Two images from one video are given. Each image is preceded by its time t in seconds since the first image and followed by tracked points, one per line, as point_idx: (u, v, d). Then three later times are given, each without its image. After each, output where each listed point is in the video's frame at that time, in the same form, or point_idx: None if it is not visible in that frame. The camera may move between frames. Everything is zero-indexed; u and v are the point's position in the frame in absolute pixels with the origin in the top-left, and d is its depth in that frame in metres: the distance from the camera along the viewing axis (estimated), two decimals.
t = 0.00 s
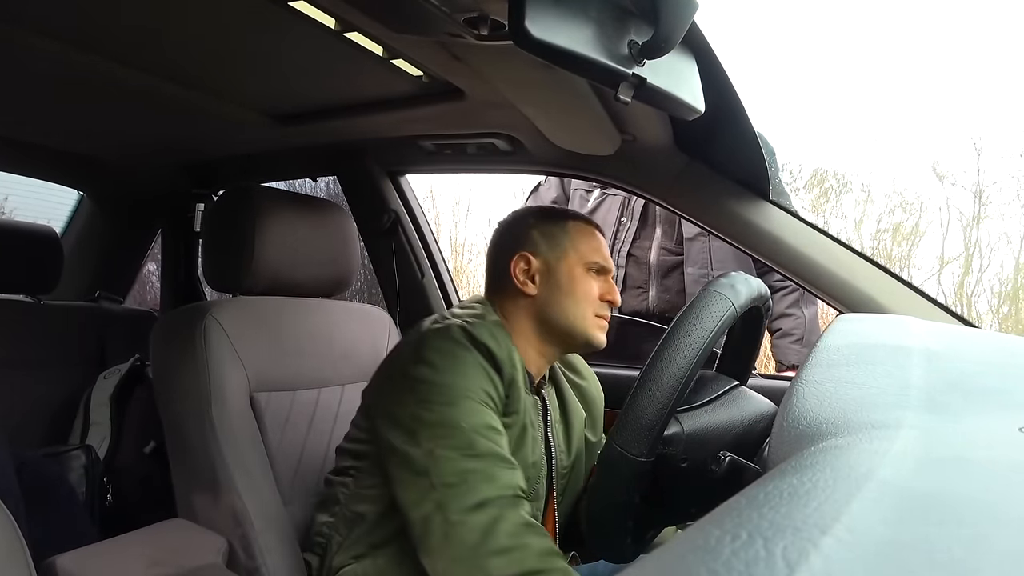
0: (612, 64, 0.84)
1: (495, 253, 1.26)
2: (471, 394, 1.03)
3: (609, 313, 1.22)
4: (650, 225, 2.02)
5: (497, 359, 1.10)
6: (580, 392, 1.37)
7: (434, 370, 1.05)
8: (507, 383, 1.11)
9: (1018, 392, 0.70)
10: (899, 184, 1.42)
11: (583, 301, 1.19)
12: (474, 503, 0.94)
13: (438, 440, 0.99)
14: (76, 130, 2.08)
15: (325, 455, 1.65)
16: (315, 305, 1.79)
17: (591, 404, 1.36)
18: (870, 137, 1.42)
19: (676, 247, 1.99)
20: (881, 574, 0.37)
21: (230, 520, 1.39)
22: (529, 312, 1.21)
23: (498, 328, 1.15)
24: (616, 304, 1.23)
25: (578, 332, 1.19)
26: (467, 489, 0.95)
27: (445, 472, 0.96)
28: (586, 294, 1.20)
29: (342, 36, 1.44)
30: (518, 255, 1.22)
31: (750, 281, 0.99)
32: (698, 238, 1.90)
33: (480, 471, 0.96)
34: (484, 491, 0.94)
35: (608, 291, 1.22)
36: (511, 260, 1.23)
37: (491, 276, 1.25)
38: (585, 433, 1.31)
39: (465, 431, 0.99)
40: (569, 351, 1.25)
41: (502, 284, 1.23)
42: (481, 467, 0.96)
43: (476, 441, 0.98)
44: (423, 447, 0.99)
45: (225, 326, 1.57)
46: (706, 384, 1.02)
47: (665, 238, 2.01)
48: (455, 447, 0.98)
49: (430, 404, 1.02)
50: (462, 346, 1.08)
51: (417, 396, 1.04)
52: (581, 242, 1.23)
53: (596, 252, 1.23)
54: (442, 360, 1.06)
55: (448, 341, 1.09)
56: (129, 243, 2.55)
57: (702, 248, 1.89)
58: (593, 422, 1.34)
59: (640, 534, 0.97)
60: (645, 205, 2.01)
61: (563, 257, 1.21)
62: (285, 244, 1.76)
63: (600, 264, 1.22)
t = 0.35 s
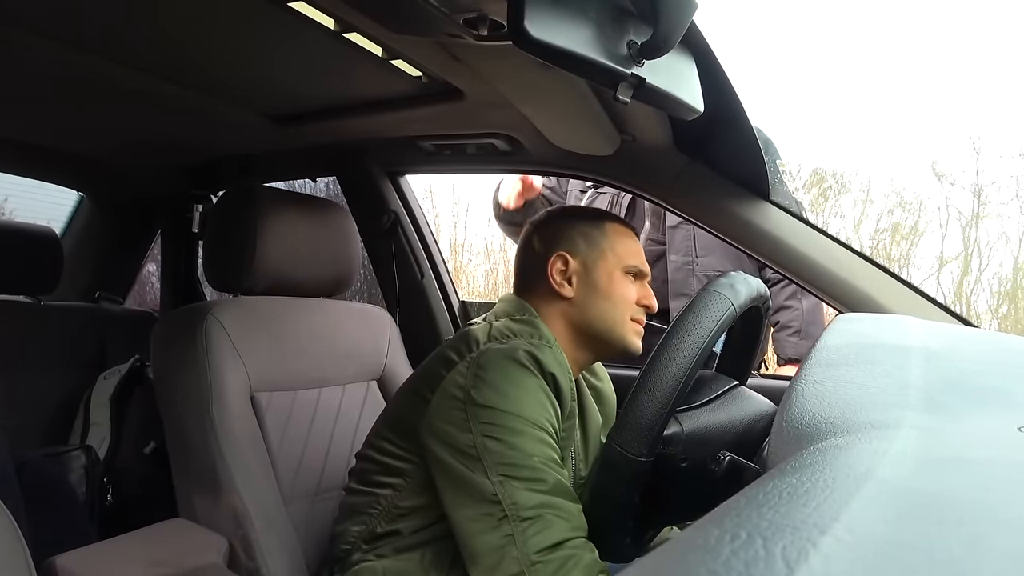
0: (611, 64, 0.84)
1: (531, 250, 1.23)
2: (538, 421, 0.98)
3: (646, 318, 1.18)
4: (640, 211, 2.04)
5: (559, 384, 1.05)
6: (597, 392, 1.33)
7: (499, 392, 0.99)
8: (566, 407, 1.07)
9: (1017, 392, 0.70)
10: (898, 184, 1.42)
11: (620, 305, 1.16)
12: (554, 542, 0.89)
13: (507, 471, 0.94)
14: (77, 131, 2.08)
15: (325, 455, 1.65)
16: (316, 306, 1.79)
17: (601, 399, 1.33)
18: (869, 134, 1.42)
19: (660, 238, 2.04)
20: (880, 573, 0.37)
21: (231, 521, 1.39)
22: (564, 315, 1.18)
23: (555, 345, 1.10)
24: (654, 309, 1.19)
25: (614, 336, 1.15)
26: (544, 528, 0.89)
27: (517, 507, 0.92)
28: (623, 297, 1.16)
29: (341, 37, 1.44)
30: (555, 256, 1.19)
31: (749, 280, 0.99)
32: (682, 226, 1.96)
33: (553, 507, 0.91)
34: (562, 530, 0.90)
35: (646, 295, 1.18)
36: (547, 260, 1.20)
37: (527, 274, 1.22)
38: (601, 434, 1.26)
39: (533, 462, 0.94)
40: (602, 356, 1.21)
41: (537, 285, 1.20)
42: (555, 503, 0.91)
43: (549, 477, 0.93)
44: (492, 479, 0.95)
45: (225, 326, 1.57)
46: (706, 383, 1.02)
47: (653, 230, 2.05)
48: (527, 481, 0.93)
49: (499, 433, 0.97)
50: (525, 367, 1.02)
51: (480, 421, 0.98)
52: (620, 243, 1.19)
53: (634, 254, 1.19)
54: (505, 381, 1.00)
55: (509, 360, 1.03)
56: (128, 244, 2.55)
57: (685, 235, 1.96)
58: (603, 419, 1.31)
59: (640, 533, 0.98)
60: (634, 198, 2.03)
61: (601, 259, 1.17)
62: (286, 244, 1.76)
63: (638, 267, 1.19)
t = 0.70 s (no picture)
0: (611, 64, 0.84)
1: (520, 245, 1.23)
2: (523, 433, 0.96)
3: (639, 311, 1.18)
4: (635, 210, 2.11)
5: (545, 390, 1.04)
6: (590, 384, 1.32)
7: (483, 404, 0.97)
8: (553, 413, 1.05)
9: (1017, 392, 0.70)
10: (896, 183, 1.42)
11: (614, 298, 1.16)
12: (534, 564, 0.88)
13: (489, 488, 0.93)
14: (76, 131, 2.08)
15: (325, 455, 1.65)
16: (316, 305, 1.79)
17: (598, 394, 1.32)
18: (869, 133, 1.42)
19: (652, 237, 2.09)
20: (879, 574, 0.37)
21: (230, 521, 1.39)
22: (557, 308, 1.17)
23: (544, 348, 1.08)
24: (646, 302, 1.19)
25: (608, 329, 1.15)
26: (524, 550, 0.89)
27: (498, 526, 0.91)
28: (616, 290, 1.16)
29: (341, 37, 1.44)
30: (547, 249, 1.19)
31: (749, 280, 0.99)
32: (670, 224, 2.00)
33: (535, 527, 0.90)
34: (542, 550, 0.89)
35: (638, 288, 1.18)
36: (539, 253, 1.19)
37: (517, 269, 1.21)
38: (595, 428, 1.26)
39: (515, 478, 0.93)
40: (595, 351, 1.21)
41: (528, 278, 1.19)
42: (537, 521, 0.90)
43: (533, 493, 0.92)
44: (473, 496, 0.93)
45: (224, 326, 1.57)
46: (706, 383, 1.02)
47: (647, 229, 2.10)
48: (509, 498, 0.92)
49: (483, 446, 0.95)
50: (510, 376, 1.00)
51: (463, 435, 0.96)
52: (611, 236, 1.20)
53: (626, 247, 1.19)
54: (489, 392, 0.98)
55: (494, 369, 1.00)
56: (128, 243, 2.55)
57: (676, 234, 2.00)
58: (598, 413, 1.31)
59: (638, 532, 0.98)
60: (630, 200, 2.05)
61: (594, 252, 1.17)
62: (286, 243, 1.75)
63: (630, 260, 1.19)
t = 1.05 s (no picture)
0: (611, 64, 0.84)
1: (506, 246, 1.23)
2: (516, 439, 0.96)
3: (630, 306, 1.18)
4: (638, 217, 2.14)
5: (537, 392, 1.03)
6: (583, 379, 1.33)
7: (475, 410, 0.97)
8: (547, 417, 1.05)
9: (1016, 393, 0.71)
10: (897, 185, 1.45)
11: (604, 294, 1.16)
12: (530, 573, 0.89)
13: (482, 497, 0.92)
14: (76, 130, 2.07)
15: (325, 455, 1.65)
16: (316, 304, 1.79)
17: (592, 389, 1.32)
18: (869, 134, 1.43)
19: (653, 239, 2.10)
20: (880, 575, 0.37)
21: (230, 521, 1.39)
22: (546, 305, 1.17)
23: (536, 351, 1.07)
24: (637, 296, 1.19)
25: (599, 325, 1.15)
26: (519, 559, 0.89)
27: (492, 534, 0.91)
28: (606, 286, 1.16)
29: (341, 36, 1.44)
30: (534, 248, 1.19)
31: (749, 281, 0.99)
32: (674, 228, 2.01)
33: (529, 535, 0.91)
34: (537, 558, 0.89)
35: (628, 283, 1.18)
36: (527, 251, 1.19)
37: (504, 270, 1.21)
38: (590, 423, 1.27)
39: (509, 485, 0.93)
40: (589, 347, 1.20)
41: (517, 277, 1.19)
42: (532, 529, 0.91)
43: (527, 500, 0.92)
44: (467, 504, 0.93)
45: (224, 325, 1.57)
46: (706, 383, 1.02)
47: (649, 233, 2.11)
48: (503, 506, 0.92)
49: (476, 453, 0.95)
50: (502, 382, 1.00)
51: (456, 442, 0.96)
52: (600, 231, 1.19)
53: (615, 241, 1.19)
54: (481, 399, 0.98)
55: (484, 375, 1.00)
56: (127, 243, 2.54)
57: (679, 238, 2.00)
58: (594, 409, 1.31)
59: (638, 532, 0.98)
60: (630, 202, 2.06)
61: (582, 248, 1.17)
62: (286, 243, 1.75)
63: (619, 254, 1.19)
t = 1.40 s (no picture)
0: (611, 64, 0.84)
1: (505, 242, 1.22)
2: (496, 432, 0.95)
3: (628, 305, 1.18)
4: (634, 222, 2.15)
5: (521, 386, 1.03)
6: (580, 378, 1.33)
7: (455, 403, 0.97)
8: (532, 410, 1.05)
9: (1015, 393, 0.71)
10: (898, 185, 1.46)
11: (601, 292, 1.15)
12: (502, 568, 0.88)
13: (458, 490, 0.92)
14: (77, 129, 2.07)
15: (325, 454, 1.65)
16: (316, 304, 1.79)
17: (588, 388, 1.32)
18: (869, 134, 1.47)
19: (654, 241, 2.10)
20: None
21: (229, 521, 1.39)
22: (544, 302, 1.17)
23: (522, 345, 1.07)
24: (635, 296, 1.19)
25: (596, 324, 1.15)
26: (492, 553, 0.88)
27: (467, 529, 0.90)
28: (604, 284, 1.16)
29: (341, 36, 1.44)
30: (532, 244, 1.18)
31: (749, 280, 0.99)
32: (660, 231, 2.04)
33: (503, 531, 0.90)
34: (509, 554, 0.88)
35: (626, 282, 1.18)
36: (526, 248, 1.19)
37: (503, 266, 1.21)
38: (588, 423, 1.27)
39: (484, 479, 0.92)
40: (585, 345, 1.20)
41: (516, 273, 1.19)
42: (505, 525, 0.90)
43: (503, 494, 0.91)
44: (444, 499, 0.93)
45: (224, 325, 1.57)
46: (706, 383, 1.02)
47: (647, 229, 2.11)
48: (478, 500, 0.91)
49: (455, 446, 0.94)
50: (483, 374, 1.00)
51: (436, 435, 0.96)
52: (600, 229, 1.19)
53: (614, 240, 1.19)
54: (462, 392, 0.97)
55: (466, 368, 1.00)
56: (127, 242, 2.54)
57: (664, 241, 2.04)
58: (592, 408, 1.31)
59: (638, 532, 0.98)
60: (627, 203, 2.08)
61: (581, 246, 1.17)
62: (286, 243, 1.75)
63: (618, 253, 1.19)
